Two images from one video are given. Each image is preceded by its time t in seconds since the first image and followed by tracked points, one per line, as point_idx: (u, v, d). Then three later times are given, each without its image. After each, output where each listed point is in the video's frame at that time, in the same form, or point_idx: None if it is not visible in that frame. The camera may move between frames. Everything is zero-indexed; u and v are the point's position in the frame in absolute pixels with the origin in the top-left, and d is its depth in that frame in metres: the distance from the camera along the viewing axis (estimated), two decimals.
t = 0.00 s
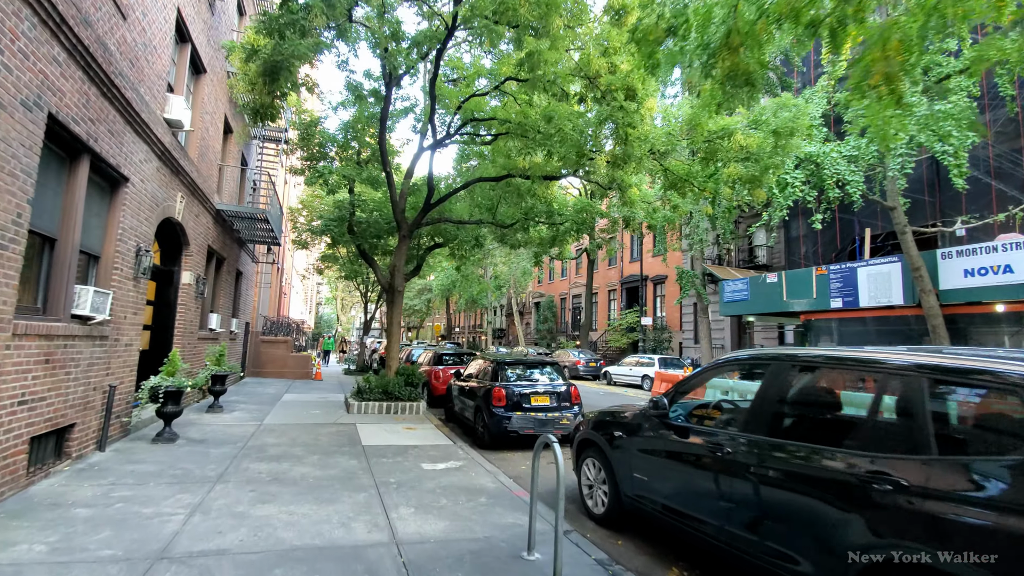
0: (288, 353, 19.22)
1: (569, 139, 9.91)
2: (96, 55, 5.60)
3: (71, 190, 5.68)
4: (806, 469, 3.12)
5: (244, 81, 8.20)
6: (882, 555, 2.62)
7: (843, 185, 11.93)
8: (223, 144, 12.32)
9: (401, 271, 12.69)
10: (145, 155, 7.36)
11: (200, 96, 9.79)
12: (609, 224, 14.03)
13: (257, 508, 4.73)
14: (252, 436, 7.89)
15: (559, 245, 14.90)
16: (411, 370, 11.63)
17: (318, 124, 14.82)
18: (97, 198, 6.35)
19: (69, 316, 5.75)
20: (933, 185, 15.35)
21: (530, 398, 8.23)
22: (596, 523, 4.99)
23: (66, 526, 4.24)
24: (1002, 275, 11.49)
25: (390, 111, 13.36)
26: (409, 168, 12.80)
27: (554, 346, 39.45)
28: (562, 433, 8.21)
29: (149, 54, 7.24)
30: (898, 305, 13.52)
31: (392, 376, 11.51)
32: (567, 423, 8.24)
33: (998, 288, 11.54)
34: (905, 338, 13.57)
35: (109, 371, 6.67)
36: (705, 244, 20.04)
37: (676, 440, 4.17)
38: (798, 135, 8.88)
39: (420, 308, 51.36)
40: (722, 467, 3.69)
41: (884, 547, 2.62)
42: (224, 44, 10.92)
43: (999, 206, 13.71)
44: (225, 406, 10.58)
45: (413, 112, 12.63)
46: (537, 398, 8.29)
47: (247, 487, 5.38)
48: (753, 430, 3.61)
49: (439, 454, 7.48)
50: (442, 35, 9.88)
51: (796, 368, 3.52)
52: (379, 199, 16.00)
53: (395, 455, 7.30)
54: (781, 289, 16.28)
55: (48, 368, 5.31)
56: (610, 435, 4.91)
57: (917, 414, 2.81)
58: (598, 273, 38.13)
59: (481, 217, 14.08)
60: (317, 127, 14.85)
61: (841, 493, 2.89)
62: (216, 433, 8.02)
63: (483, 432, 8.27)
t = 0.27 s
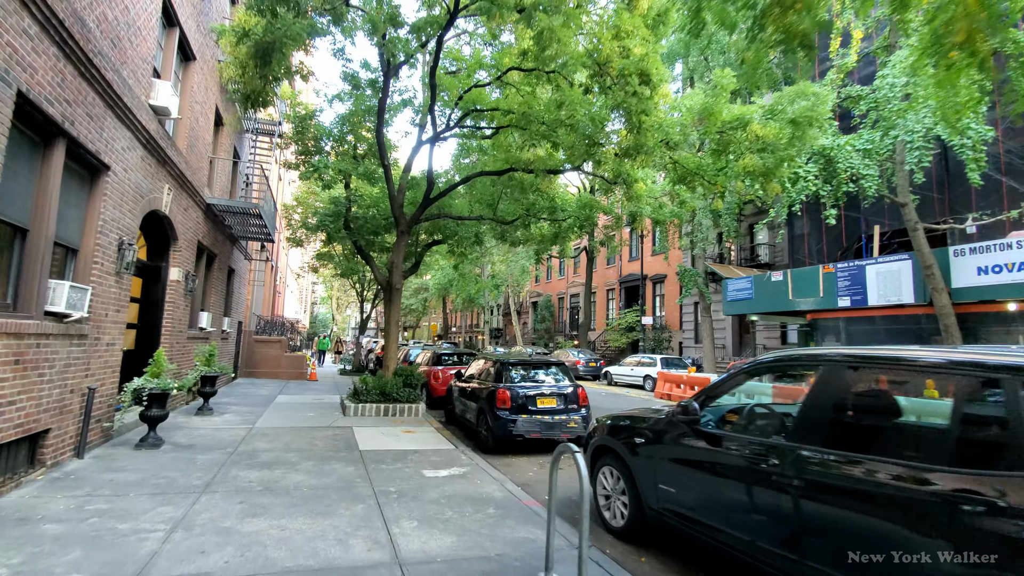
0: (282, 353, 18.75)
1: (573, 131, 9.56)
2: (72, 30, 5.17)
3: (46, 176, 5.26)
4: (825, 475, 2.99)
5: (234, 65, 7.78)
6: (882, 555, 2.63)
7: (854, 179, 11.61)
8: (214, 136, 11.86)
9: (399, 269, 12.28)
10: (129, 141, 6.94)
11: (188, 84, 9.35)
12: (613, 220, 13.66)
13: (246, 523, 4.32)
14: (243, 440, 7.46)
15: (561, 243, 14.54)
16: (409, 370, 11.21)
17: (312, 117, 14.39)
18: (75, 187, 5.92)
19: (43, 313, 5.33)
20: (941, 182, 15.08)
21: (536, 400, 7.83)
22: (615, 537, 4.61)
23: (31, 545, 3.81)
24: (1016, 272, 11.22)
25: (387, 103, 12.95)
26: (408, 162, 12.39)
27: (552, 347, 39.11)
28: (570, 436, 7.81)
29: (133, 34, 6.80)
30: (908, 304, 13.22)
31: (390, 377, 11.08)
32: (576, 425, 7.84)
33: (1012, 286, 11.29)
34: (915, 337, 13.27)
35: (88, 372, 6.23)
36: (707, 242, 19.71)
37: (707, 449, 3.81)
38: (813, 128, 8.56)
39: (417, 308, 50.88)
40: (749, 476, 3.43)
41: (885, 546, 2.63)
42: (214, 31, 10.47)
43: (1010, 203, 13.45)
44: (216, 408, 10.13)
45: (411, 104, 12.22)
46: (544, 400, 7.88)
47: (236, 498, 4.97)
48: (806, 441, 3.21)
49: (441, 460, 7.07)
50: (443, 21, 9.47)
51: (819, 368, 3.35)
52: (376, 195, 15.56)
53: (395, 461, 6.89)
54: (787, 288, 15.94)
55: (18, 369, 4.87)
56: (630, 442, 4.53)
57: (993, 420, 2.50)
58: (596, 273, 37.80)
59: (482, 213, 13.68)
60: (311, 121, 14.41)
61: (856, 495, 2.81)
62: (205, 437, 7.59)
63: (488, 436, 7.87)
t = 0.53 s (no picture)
0: (276, 353, 18.24)
1: (581, 121, 9.14)
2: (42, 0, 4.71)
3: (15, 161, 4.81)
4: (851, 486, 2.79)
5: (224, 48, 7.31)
6: (882, 556, 2.57)
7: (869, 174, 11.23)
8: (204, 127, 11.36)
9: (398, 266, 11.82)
10: (109, 127, 6.49)
11: (176, 70, 8.88)
12: (618, 217, 13.24)
13: (231, 546, 3.86)
14: (233, 448, 6.99)
15: (564, 240, 14.12)
16: (409, 372, 10.76)
17: (308, 110, 13.95)
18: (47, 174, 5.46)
19: (10, 311, 4.85)
20: (952, 178, 14.76)
21: (545, 405, 7.38)
22: (643, 559, 4.18)
23: None
24: None
25: (386, 95, 12.47)
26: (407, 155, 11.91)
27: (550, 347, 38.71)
28: (580, 443, 7.37)
29: (113, 12, 6.34)
30: (921, 303, 12.88)
31: (389, 379, 10.61)
32: (586, 431, 7.40)
33: None
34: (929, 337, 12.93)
35: (63, 375, 5.75)
36: (711, 240, 19.33)
37: (752, 464, 3.37)
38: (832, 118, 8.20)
39: (413, 307, 50.35)
40: (774, 488, 3.18)
41: (884, 545, 2.58)
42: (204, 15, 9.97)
43: None
44: (205, 412, 9.65)
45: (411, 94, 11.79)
46: (553, 404, 7.44)
47: (221, 515, 4.51)
48: (878, 458, 2.79)
49: (444, 469, 6.62)
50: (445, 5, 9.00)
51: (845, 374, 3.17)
52: (373, 191, 15.09)
53: (396, 469, 6.44)
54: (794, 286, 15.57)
55: None
56: (659, 454, 4.10)
57: None
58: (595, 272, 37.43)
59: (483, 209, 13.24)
60: (307, 113, 13.97)
61: (863, 498, 2.72)
62: (192, 444, 7.11)
63: (493, 442, 7.42)
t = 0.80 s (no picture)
0: (271, 352, 17.76)
1: (592, 109, 8.74)
2: None
3: None
4: (880, 492, 2.62)
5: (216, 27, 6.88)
6: (883, 555, 2.52)
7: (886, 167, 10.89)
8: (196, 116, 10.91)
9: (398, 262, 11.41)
10: (91, 108, 6.06)
11: (166, 53, 8.44)
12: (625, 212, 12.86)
13: (220, 566, 3.44)
14: (224, 453, 6.55)
15: (569, 236, 13.72)
16: (410, 371, 10.33)
17: (304, 101, 13.51)
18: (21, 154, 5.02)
19: None
20: (964, 174, 14.46)
21: (556, 406, 6.98)
22: None
23: None
24: None
25: (386, 85, 12.06)
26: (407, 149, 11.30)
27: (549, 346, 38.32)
28: (594, 446, 6.97)
29: None
30: (936, 300, 12.59)
31: (389, 379, 10.18)
32: (600, 434, 6.99)
33: None
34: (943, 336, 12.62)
35: (39, 375, 5.31)
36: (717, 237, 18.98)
37: (810, 475, 2.96)
38: (856, 105, 7.84)
39: (410, 306, 49.87)
40: (804, 495, 2.96)
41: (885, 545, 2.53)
42: None
43: None
44: (196, 413, 9.19)
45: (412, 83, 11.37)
46: (565, 405, 7.03)
47: (210, 529, 4.09)
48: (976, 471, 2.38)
49: (451, 474, 6.20)
50: None
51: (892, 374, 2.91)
52: (372, 185, 14.66)
53: (400, 475, 6.02)
54: (803, 284, 15.22)
55: None
56: (698, 462, 3.69)
57: None
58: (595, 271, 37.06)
59: (486, 204, 12.81)
60: (304, 105, 13.55)
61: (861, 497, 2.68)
62: (180, 449, 6.67)
63: (501, 445, 7.01)
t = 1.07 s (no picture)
0: (268, 352, 17.32)
1: (603, 99, 8.36)
2: None
3: None
4: (925, 510, 2.39)
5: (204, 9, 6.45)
6: (883, 556, 2.50)
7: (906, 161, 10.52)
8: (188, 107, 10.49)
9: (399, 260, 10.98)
10: (73, 92, 5.66)
11: (155, 39, 8.04)
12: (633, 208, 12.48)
13: None
14: (216, 461, 6.13)
15: (575, 233, 13.35)
16: (412, 373, 9.91)
17: (302, 94, 13.09)
18: None
19: None
20: (978, 170, 14.12)
21: (568, 411, 6.59)
22: None
23: None
24: None
25: (386, 76, 11.65)
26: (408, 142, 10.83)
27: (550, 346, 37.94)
28: (609, 453, 6.58)
29: None
30: (953, 299, 12.25)
31: (390, 381, 9.76)
32: (615, 440, 6.60)
33: None
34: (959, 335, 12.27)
35: (13, 379, 4.89)
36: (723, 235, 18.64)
37: (881, 496, 2.58)
38: (881, 93, 7.47)
39: (409, 306, 49.42)
40: (857, 517, 2.65)
41: (886, 546, 2.50)
42: None
43: None
44: (188, 417, 8.77)
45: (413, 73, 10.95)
46: (578, 409, 6.63)
47: (196, 552, 3.67)
48: None
49: (458, 484, 5.79)
50: None
51: (970, 382, 2.55)
52: (371, 181, 14.24)
53: (403, 485, 5.61)
54: (813, 282, 14.87)
55: None
56: (743, 479, 3.28)
57: None
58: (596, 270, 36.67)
59: (489, 199, 12.40)
60: (301, 97, 13.12)
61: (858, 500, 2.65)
62: (169, 457, 6.25)
63: (511, 452, 6.61)
